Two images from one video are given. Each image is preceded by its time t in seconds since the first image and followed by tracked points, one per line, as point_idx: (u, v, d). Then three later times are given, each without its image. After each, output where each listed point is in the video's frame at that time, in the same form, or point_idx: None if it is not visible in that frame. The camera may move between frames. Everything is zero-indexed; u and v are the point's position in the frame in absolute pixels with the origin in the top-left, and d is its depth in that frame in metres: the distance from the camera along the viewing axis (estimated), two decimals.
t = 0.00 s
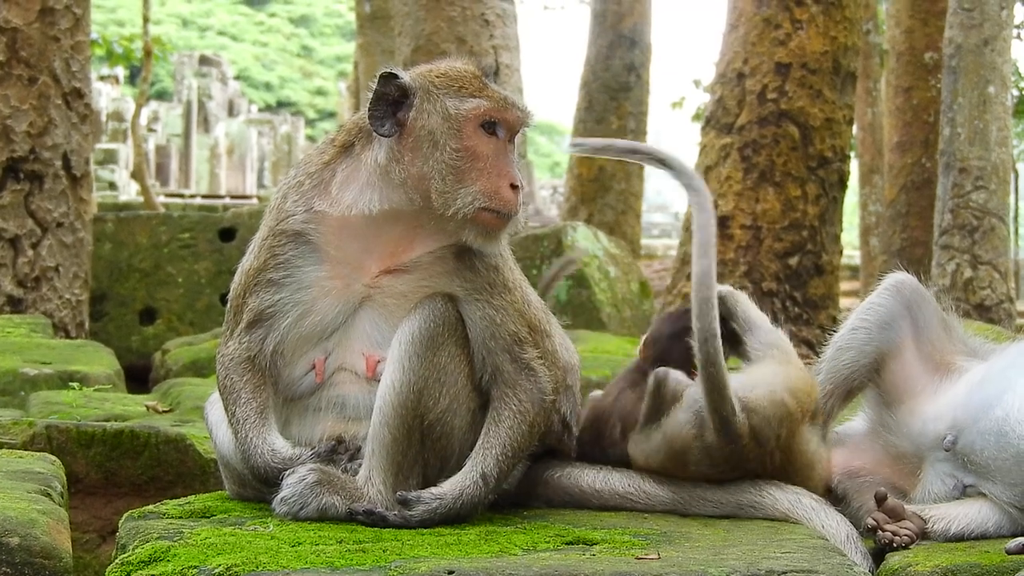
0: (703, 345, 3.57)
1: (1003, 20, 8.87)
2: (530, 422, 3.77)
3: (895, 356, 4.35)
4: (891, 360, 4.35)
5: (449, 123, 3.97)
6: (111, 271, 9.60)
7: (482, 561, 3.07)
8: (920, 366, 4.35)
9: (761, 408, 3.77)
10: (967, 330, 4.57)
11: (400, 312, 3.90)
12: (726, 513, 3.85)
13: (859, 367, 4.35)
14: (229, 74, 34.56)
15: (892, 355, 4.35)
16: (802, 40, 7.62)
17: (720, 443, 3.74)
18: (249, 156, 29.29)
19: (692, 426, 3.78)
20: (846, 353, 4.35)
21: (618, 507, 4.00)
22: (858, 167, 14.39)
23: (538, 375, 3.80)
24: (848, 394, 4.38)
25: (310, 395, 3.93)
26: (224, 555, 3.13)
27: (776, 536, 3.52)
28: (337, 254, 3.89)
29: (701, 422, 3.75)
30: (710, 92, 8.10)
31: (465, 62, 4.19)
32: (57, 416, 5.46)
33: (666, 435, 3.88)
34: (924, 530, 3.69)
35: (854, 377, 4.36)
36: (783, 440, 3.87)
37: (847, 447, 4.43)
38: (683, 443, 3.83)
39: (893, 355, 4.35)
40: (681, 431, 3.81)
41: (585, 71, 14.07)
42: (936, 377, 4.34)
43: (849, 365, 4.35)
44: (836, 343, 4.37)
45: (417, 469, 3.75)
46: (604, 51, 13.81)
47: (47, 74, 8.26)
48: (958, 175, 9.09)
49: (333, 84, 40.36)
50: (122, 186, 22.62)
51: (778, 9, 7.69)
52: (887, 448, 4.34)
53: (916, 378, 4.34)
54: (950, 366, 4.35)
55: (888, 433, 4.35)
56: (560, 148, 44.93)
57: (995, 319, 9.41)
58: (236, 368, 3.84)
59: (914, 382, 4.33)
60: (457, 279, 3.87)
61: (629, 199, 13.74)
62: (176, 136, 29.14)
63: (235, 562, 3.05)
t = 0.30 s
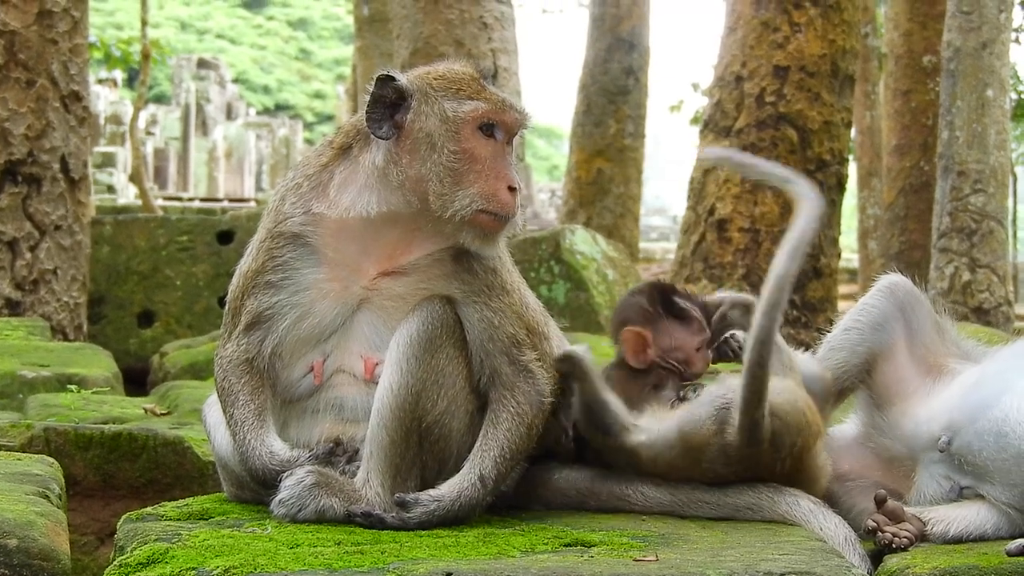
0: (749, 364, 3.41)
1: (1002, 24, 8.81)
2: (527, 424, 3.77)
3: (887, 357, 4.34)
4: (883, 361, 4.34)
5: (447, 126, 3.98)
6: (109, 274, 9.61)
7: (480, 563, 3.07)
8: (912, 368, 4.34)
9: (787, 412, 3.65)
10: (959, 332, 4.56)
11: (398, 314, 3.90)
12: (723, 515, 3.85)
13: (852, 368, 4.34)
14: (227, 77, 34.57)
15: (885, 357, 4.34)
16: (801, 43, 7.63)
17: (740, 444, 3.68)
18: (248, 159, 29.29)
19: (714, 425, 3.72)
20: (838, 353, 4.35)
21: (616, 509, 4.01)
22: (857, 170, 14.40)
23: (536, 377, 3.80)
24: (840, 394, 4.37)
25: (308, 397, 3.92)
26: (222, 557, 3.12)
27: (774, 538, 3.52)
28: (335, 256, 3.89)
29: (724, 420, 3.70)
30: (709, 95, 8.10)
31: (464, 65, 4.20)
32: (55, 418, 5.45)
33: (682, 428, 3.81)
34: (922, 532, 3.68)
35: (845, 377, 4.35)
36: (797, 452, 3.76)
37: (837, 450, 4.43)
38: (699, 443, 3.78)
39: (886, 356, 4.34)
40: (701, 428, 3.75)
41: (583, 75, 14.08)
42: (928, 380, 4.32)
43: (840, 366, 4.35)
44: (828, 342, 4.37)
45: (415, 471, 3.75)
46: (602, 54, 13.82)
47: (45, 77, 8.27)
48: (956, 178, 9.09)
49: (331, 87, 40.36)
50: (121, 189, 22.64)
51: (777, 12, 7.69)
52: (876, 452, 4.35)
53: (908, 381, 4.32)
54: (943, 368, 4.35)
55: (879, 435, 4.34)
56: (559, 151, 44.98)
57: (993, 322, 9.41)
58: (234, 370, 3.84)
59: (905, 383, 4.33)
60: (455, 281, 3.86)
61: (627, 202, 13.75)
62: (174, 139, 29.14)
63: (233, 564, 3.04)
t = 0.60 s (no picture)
0: (780, 381, 3.54)
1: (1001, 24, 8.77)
2: (524, 424, 3.77)
3: (881, 353, 4.24)
4: (877, 357, 4.24)
5: (443, 125, 3.98)
6: (108, 274, 9.61)
7: (476, 562, 3.07)
8: (904, 366, 4.25)
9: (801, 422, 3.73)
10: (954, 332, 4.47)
11: (394, 313, 3.89)
12: (720, 516, 3.85)
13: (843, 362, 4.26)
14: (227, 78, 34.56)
15: (878, 353, 4.24)
16: (800, 43, 7.62)
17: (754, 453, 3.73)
18: (247, 159, 29.28)
19: (726, 435, 3.78)
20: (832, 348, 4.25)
21: (611, 509, 4.01)
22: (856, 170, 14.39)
23: (533, 377, 3.80)
24: (830, 389, 4.28)
25: (305, 397, 3.92)
26: (218, 556, 3.12)
27: (771, 537, 3.52)
28: (332, 256, 3.89)
29: (738, 430, 3.77)
30: (708, 96, 8.09)
31: (461, 64, 4.20)
32: (53, 419, 5.45)
33: (690, 438, 3.83)
34: (919, 532, 3.68)
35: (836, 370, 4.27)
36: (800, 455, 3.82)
37: (833, 450, 4.42)
38: (711, 450, 3.81)
39: (879, 352, 4.24)
40: (713, 438, 3.79)
41: (583, 75, 14.08)
42: (920, 378, 4.24)
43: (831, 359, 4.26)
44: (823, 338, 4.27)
45: (411, 471, 3.75)
46: (602, 54, 13.81)
47: (43, 77, 8.26)
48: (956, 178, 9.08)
49: (331, 88, 40.34)
50: (120, 190, 22.64)
51: (776, 12, 7.68)
52: (867, 451, 4.32)
53: (900, 379, 4.24)
54: (935, 367, 4.25)
55: (871, 434, 4.29)
56: (559, 152, 45.01)
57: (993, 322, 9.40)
58: (231, 370, 3.84)
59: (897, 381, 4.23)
60: (452, 281, 3.86)
61: (626, 202, 13.73)
62: (173, 140, 29.12)
63: (229, 563, 3.04)
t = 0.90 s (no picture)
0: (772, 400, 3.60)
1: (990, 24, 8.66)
2: (509, 425, 3.77)
3: (906, 336, 4.23)
4: (900, 340, 4.23)
5: (428, 126, 3.98)
6: (96, 275, 9.61)
7: (461, 563, 3.07)
8: (919, 357, 4.22)
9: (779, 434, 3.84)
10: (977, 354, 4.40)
11: (380, 315, 3.89)
12: (706, 518, 3.89)
13: (865, 337, 4.25)
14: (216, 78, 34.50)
15: (903, 336, 4.23)
16: (787, 43, 7.64)
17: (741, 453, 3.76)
18: (237, 159, 29.25)
19: (705, 443, 3.85)
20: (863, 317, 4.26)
21: (597, 512, 4.02)
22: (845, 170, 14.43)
23: (518, 378, 3.81)
24: (842, 360, 4.28)
25: (291, 398, 3.92)
26: (203, 557, 3.12)
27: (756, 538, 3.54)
28: (317, 257, 3.89)
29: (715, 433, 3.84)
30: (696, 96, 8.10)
31: (446, 65, 4.20)
32: (39, 419, 5.44)
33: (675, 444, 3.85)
34: (904, 533, 3.68)
35: (858, 343, 4.25)
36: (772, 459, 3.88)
37: (827, 445, 4.33)
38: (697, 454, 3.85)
39: (904, 335, 4.22)
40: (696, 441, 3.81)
41: (571, 75, 14.09)
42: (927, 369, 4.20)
43: (855, 331, 4.25)
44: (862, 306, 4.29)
45: (397, 472, 3.75)
46: (591, 55, 13.82)
47: (31, 78, 8.26)
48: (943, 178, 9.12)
49: (320, 88, 40.32)
50: (110, 190, 22.59)
51: (763, 12, 7.68)
52: (865, 444, 4.24)
53: (910, 367, 4.21)
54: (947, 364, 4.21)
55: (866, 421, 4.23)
56: (549, 153, 45.04)
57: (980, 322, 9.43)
58: (216, 371, 3.84)
59: (905, 366, 4.21)
60: (438, 282, 3.86)
61: (616, 203, 13.74)
62: (162, 140, 29.06)
63: (214, 564, 3.04)
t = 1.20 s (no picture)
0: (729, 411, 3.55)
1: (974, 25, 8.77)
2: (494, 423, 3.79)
3: (917, 337, 4.27)
4: (910, 340, 4.28)
5: (415, 124, 3.99)
6: (81, 273, 9.61)
7: (448, 561, 3.08)
8: (926, 358, 4.26)
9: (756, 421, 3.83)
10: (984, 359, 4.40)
11: (366, 313, 3.90)
12: (693, 516, 3.90)
13: (878, 334, 4.31)
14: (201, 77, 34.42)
15: (914, 336, 4.28)
16: (773, 43, 7.65)
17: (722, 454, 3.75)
18: (222, 158, 29.20)
19: (694, 446, 3.80)
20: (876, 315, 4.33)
21: (582, 509, 4.06)
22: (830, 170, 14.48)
23: (503, 377, 3.83)
24: (851, 356, 4.35)
25: (277, 396, 3.92)
26: (190, 555, 3.13)
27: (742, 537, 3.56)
28: (304, 256, 3.90)
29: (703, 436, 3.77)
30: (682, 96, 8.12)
31: (432, 64, 4.21)
32: (25, 418, 5.43)
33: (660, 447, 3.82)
34: (889, 532, 3.69)
35: (870, 340, 4.32)
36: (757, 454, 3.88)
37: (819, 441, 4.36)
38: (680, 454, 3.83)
39: (915, 335, 4.27)
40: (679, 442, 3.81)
41: (557, 75, 14.10)
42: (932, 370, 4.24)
43: (868, 327, 4.32)
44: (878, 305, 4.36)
45: (383, 471, 3.75)
46: (576, 54, 13.84)
47: (17, 76, 8.28)
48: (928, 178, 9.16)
49: (306, 87, 40.26)
50: (95, 189, 22.53)
51: (749, 12, 7.68)
52: (859, 440, 4.28)
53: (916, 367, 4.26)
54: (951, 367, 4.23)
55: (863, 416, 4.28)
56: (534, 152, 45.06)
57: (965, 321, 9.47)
58: (202, 369, 3.84)
59: (910, 366, 4.27)
60: (425, 280, 3.88)
61: (601, 202, 13.75)
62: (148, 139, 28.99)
63: (200, 562, 3.04)
